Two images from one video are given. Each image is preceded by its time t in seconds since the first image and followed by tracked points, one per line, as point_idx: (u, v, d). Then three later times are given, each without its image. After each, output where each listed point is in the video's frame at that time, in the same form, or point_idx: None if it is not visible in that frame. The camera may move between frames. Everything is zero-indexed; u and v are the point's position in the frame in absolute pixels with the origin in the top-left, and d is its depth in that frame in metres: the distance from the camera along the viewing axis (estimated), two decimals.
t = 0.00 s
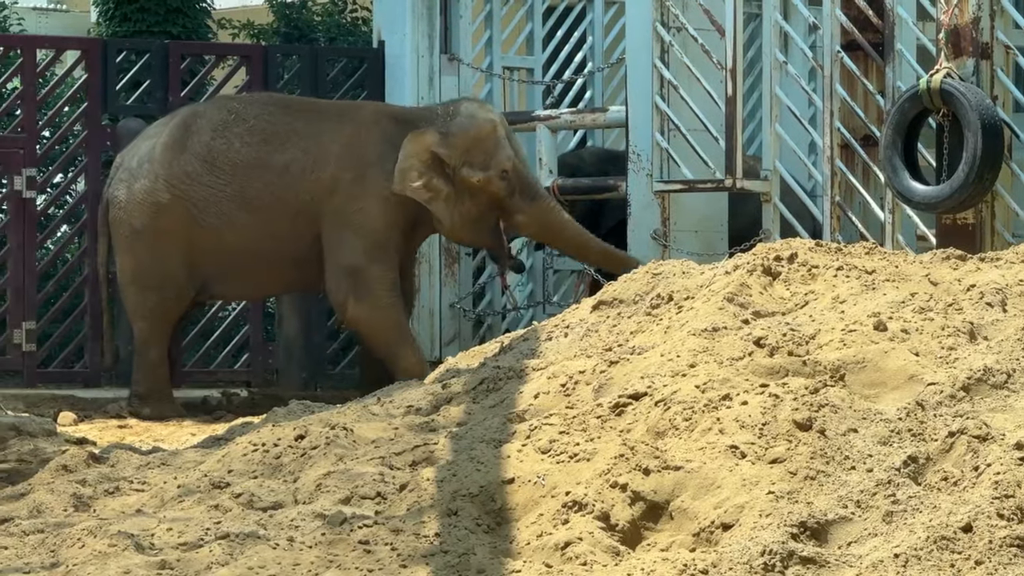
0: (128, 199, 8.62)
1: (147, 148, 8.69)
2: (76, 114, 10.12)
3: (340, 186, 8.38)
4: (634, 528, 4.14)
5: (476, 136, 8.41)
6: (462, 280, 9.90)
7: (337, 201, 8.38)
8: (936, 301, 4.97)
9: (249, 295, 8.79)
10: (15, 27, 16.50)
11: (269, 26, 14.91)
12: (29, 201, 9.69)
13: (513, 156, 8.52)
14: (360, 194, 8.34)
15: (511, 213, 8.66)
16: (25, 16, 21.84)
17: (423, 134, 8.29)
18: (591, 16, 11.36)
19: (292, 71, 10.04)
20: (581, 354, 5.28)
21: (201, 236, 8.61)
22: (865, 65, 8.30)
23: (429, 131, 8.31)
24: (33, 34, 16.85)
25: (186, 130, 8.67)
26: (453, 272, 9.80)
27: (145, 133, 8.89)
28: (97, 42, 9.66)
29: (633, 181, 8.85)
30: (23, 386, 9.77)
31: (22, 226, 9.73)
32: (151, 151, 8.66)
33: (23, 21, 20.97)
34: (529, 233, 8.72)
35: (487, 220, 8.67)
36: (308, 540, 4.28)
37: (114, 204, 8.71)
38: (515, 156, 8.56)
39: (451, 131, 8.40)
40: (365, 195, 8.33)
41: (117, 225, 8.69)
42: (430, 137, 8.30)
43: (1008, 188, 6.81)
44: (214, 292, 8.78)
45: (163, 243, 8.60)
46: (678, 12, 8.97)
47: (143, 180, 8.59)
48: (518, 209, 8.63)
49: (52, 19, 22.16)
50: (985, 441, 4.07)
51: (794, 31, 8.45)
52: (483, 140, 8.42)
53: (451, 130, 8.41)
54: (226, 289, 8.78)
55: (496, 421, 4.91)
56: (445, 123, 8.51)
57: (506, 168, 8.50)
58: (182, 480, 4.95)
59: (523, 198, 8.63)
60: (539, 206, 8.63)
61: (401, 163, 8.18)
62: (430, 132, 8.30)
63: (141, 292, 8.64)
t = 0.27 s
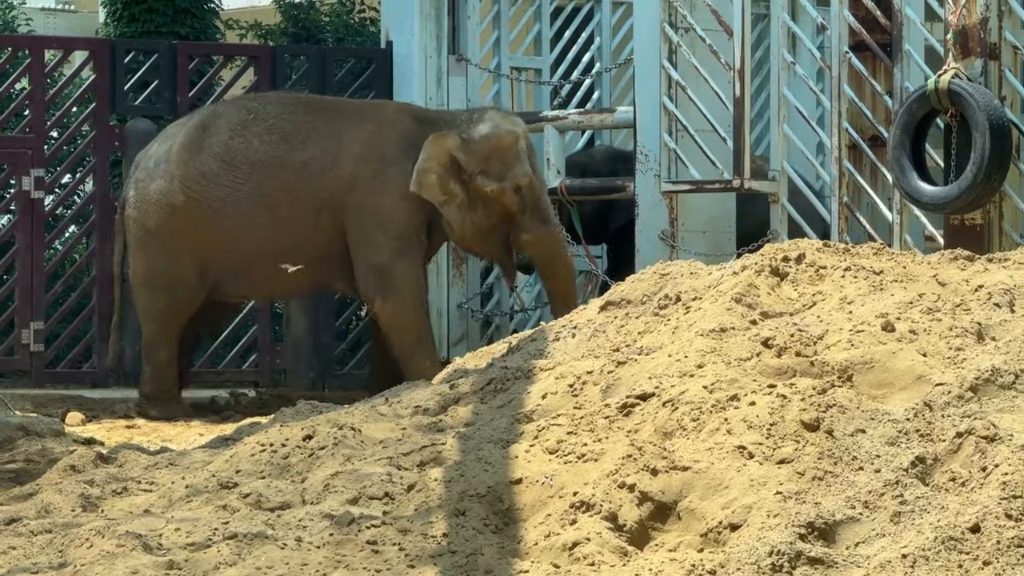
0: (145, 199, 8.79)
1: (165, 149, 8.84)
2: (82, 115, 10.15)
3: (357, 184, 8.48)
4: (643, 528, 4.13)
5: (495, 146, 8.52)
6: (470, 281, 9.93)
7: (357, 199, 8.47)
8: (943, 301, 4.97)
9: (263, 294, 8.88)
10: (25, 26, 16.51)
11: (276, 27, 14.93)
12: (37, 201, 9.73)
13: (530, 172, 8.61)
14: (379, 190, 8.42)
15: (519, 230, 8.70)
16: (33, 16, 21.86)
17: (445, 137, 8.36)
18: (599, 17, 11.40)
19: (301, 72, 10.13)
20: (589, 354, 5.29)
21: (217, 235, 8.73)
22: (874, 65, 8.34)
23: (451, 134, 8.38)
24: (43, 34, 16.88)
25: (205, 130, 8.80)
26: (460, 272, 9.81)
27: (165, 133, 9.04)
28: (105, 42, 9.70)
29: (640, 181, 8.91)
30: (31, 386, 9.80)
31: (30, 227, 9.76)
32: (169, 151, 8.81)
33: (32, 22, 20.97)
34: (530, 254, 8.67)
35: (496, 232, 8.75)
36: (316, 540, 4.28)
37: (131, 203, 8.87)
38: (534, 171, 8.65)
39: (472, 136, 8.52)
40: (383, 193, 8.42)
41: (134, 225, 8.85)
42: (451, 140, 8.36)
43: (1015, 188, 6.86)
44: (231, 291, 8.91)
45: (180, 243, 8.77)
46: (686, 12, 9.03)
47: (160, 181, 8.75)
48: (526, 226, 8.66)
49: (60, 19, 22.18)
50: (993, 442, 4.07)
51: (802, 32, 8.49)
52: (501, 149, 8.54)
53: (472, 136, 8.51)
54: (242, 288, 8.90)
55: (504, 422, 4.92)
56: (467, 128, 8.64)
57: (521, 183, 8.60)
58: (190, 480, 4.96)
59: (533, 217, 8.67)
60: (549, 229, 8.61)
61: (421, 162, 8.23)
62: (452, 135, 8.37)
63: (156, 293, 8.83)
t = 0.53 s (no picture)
0: (163, 201, 8.78)
1: (183, 150, 8.85)
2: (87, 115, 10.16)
3: (374, 176, 8.46)
4: (648, 529, 4.13)
5: (506, 148, 8.39)
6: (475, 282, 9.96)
7: (372, 193, 8.45)
8: (949, 302, 4.97)
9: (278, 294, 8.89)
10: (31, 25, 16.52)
11: (281, 27, 14.94)
12: (43, 202, 9.73)
13: (541, 179, 8.42)
14: (396, 184, 8.39)
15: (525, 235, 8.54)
16: (39, 17, 21.88)
17: (462, 138, 8.23)
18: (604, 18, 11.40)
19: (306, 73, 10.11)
20: (595, 355, 5.29)
21: (234, 235, 8.71)
22: (879, 66, 8.35)
23: (467, 134, 8.24)
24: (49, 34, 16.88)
25: (224, 131, 8.82)
26: (466, 273, 9.83)
27: (183, 134, 9.07)
28: (110, 42, 9.71)
29: (646, 182, 8.91)
30: (36, 387, 9.82)
31: (35, 228, 9.76)
32: (186, 153, 8.82)
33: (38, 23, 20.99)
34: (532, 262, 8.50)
35: (504, 236, 8.61)
36: (322, 541, 4.28)
37: (149, 205, 8.88)
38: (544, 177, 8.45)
39: (486, 138, 8.42)
40: (400, 187, 8.37)
41: (150, 227, 8.85)
42: (467, 141, 8.23)
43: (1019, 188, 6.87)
44: (248, 292, 8.90)
45: (196, 246, 8.74)
46: (691, 12, 9.04)
47: (177, 183, 8.74)
48: (533, 233, 8.49)
49: (66, 20, 22.20)
50: (999, 442, 4.06)
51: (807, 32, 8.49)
52: (514, 153, 8.39)
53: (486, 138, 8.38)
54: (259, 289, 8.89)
55: (509, 422, 4.92)
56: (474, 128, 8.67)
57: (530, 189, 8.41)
58: (195, 481, 4.96)
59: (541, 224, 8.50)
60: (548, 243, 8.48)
61: (435, 162, 8.09)
62: (468, 136, 8.24)
63: (171, 295, 8.79)
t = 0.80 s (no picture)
0: (180, 205, 8.81)
1: (200, 153, 8.89)
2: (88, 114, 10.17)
3: (390, 174, 8.52)
4: (649, 529, 4.13)
5: (517, 145, 8.40)
6: (478, 282, 9.97)
7: (387, 190, 8.50)
8: (951, 302, 4.96)
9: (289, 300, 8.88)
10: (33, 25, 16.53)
11: (283, 27, 14.95)
12: (44, 202, 9.74)
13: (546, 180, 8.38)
14: (411, 182, 8.45)
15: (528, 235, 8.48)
16: (41, 17, 21.90)
17: (475, 134, 8.27)
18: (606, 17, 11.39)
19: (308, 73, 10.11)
20: (596, 354, 5.28)
21: (250, 237, 8.75)
22: (880, 65, 8.35)
23: (482, 130, 8.30)
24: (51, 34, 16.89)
25: (241, 133, 8.86)
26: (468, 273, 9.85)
27: (200, 136, 9.11)
28: (112, 42, 9.72)
29: (649, 183, 8.87)
30: (38, 387, 9.81)
31: (37, 228, 9.76)
32: (204, 156, 8.86)
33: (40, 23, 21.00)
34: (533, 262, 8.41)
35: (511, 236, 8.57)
36: (323, 540, 4.28)
37: (165, 208, 8.92)
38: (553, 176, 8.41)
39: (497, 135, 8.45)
40: (416, 183, 8.44)
41: (165, 230, 8.89)
42: (481, 136, 8.29)
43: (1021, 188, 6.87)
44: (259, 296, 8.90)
45: (210, 248, 8.78)
46: (693, 12, 9.04)
47: (194, 186, 8.79)
48: (536, 234, 8.40)
49: (68, 19, 22.23)
50: (1000, 442, 4.06)
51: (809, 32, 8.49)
52: (525, 150, 8.41)
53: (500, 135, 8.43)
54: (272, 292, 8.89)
55: (510, 422, 4.92)
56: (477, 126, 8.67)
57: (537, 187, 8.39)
58: (197, 481, 4.96)
59: (545, 226, 8.39)
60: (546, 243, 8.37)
61: (447, 154, 8.16)
62: (482, 131, 8.30)
63: (181, 297, 8.87)
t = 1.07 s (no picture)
0: (194, 209, 8.99)
1: (215, 158, 9.06)
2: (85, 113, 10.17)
3: (402, 172, 8.52)
4: (647, 528, 4.13)
5: (533, 142, 8.45)
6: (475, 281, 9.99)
7: (399, 189, 8.51)
8: (948, 301, 4.96)
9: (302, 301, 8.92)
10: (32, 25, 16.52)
11: (280, 27, 14.95)
12: (42, 201, 9.73)
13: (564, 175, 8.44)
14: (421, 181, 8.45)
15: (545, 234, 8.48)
16: (39, 17, 21.90)
17: (490, 130, 8.28)
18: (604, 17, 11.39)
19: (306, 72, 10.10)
20: (594, 354, 5.29)
21: (262, 239, 8.84)
22: (878, 65, 8.36)
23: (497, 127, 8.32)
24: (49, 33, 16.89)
25: (256, 137, 8.98)
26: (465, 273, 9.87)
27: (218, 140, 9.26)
28: (109, 42, 9.71)
29: (645, 182, 8.93)
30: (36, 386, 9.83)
31: (34, 227, 9.75)
32: (218, 161, 9.03)
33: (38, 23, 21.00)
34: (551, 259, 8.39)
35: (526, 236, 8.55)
36: (321, 540, 4.28)
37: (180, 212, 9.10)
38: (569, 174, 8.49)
39: (513, 133, 8.50)
40: (428, 181, 8.44)
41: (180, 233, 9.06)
42: (496, 132, 8.29)
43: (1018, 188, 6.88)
44: (269, 298, 8.96)
45: (221, 252, 8.92)
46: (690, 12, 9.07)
47: (207, 191, 8.97)
48: (552, 232, 8.42)
49: (65, 19, 22.23)
50: (998, 442, 4.06)
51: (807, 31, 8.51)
52: (542, 148, 8.44)
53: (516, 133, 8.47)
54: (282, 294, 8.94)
55: (508, 421, 4.92)
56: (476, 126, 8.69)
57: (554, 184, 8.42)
58: (194, 480, 4.96)
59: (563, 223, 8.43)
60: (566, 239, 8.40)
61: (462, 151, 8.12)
62: (498, 128, 8.31)
63: (189, 298, 9.01)
